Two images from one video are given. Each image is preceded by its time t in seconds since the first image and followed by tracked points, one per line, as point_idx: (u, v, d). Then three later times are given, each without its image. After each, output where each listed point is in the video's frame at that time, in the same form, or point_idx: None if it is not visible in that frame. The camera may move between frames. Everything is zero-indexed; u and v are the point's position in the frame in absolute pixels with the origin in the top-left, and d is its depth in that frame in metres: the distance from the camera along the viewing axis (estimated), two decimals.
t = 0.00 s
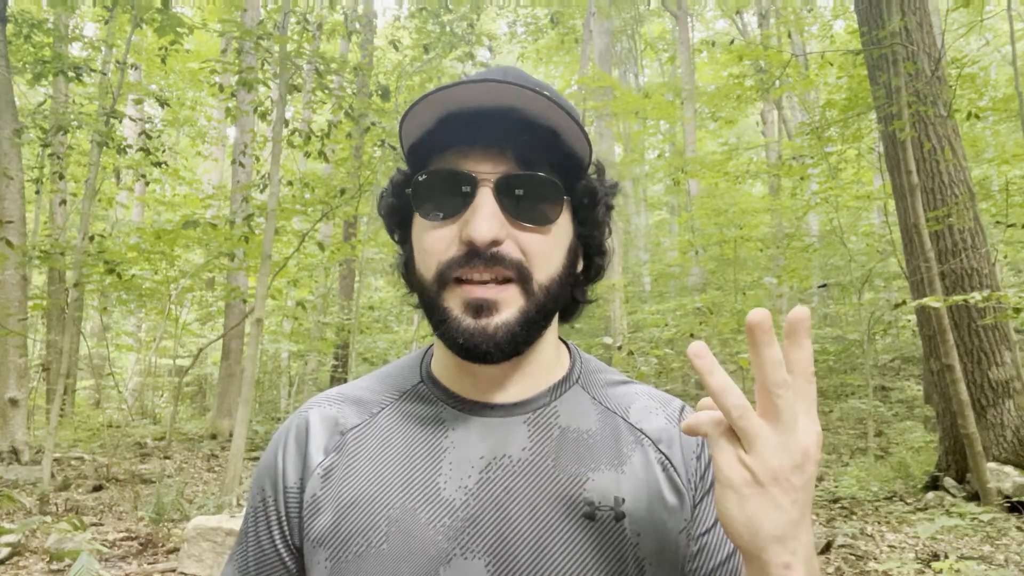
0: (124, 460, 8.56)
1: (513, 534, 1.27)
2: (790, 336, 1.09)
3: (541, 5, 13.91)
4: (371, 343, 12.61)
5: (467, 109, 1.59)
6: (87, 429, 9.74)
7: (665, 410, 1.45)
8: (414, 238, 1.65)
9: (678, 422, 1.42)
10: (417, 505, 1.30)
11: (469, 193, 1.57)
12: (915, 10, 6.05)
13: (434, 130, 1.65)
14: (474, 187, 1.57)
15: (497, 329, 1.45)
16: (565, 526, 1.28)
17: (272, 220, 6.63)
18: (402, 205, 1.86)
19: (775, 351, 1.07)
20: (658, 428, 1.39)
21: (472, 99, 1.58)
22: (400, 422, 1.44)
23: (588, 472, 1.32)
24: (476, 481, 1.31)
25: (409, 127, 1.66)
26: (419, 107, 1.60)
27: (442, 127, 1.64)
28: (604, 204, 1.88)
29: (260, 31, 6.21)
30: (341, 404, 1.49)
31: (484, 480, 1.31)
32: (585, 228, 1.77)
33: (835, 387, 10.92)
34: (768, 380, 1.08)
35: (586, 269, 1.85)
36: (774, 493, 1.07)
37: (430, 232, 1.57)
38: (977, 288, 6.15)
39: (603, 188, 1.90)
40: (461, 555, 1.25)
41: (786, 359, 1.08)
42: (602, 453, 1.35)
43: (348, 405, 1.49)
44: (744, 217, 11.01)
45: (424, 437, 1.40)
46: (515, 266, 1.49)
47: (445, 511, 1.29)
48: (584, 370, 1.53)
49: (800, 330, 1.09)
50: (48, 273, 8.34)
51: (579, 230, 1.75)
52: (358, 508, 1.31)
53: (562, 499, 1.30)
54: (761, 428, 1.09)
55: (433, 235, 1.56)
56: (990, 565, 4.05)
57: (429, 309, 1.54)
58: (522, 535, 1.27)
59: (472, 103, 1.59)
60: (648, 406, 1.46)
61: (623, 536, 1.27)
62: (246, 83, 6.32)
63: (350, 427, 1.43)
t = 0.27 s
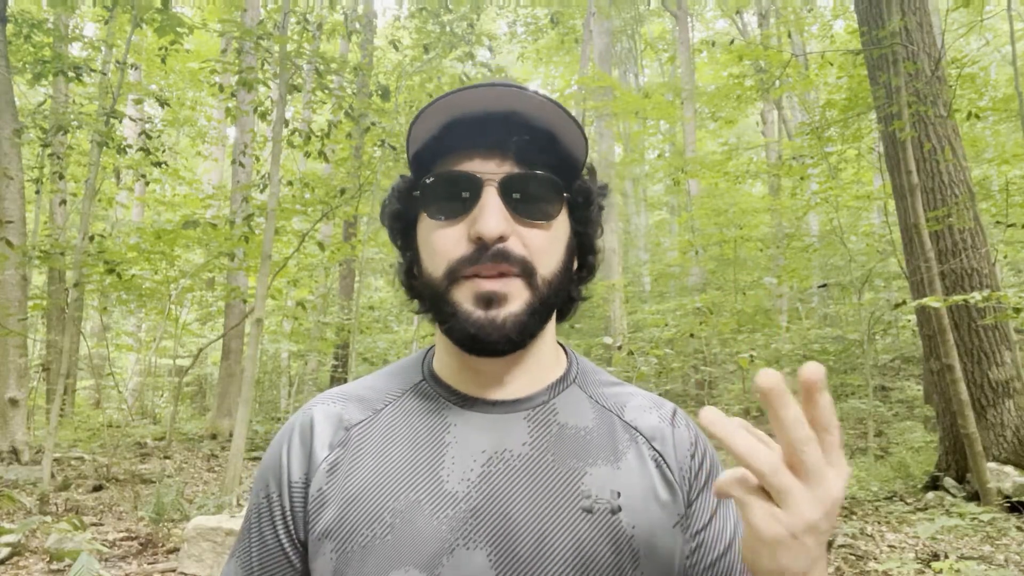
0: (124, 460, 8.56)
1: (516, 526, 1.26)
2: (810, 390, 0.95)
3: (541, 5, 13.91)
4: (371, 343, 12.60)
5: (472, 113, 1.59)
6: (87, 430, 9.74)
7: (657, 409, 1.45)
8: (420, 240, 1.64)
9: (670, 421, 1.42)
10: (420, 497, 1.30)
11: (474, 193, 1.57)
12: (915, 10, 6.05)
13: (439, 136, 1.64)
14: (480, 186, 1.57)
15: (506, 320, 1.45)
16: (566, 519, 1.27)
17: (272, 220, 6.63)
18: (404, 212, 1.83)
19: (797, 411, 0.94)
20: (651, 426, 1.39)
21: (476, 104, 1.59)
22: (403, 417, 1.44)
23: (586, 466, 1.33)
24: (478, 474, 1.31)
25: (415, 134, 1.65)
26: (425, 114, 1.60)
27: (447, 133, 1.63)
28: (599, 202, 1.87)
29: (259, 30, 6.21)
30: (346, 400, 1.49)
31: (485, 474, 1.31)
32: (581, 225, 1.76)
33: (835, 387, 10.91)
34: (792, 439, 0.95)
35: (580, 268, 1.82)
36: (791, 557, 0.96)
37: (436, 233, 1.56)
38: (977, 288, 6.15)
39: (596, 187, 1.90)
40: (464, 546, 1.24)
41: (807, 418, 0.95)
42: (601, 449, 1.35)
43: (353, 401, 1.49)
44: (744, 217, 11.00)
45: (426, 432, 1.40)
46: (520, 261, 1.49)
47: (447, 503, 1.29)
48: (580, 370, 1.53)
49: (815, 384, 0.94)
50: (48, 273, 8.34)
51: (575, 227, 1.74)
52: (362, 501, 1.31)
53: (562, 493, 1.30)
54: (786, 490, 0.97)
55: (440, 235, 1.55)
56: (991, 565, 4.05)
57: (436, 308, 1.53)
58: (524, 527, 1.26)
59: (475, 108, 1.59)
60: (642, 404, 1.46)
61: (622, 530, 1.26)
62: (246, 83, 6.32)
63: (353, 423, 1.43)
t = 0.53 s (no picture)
0: (124, 461, 8.56)
1: (518, 522, 1.27)
2: (716, 291, 1.15)
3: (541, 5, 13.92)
4: (371, 343, 12.60)
5: (479, 117, 1.58)
6: (87, 430, 9.74)
7: (655, 406, 1.44)
8: (425, 243, 1.62)
9: (668, 416, 1.41)
10: (421, 497, 1.30)
11: (481, 195, 1.56)
12: (914, 10, 6.05)
13: (446, 138, 1.62)
14: (487, 188, 1.56)
15: (514, 323, 1.44)
16: (566, 516, 1.28)
17: (272, 220, 6.63)
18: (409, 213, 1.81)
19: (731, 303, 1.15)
20: (648, 422, 1.39)
21: (484, 108, 1.58)
22: (403, 417, 1.44)
23: (586, 464, 1.33)
24: (479, 472, 1.32)
25: (422, 137, 1.63)
26: (435, 117, 1.58)
27: (454, 135, 1.62)
28: (598, 201, 1.87)
29: (260, 31, 6.21)
30: (346, 401, 1.49)
31: (486, 472, 1.31)
32: (582, 228, 1.80)
33: (835, 387, 10.91)
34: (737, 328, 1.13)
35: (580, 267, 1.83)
36: (758, 434, 1.07)
37: (442, 234, 1.55)
38: (977, 288, 6.16)
39: (596, 186, 1.90)
40: (465, 544, 1.25)
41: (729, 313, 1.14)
42: (599, 447, 1.35)
43: (354, 401, 1.49)
44: (744, 217, 11.00)
45: (426, 431, 1.40)
46: (528, 264, 1.49)
47: (448, 502, 1.29)
48: (580, 371, 1.53)
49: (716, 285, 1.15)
50: (48, 273, 8.34)
51: (576, 230, 1.78)
52: (364, 500, 1.31)
53: (562, 490, 1.30)
54: (741, 372, 1.10)
55: (446, 237, 1.54)
56: (991, 565, 4.04)
57: (443, 311, 1.51)
58: (525, 523, 1.27)
59: (485, 112, 1.58)
60: (639, 402, 1.45)
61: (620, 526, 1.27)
62: (246, 83, 6.32)
63: (354, 423, 1.43)
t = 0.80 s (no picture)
0: (124, 460, 8.56)
1: (517, 530, 1.27)
2: (703, 275, 1.19)
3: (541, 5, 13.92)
4: (371, 343, 12.60)
5: (467, 107, 1.60)
6: (87, 430, 9.74)
7: (660, 405, 1.44)
8: (417, 240, 1.63)
9: (674, 416, 1.41)
10: (418, 504, 1.31)
11: (472, 192, 1.56)
12: (914, 10, 6.05)
13: (435, 129, 1.64)
14: (477, 185, 1.56)
15: (500, 330, 1.44)
16: (566, 522, 1.28)
17: (272, 220, 6.63)
18: (401, 207, 1.84)
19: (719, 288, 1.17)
20: (653, 424, 1.39)
21: (472, 97, 1.59)
22: (399, 420, 1.44)
23: (587, 468, 1.33)
24: (477, 478, 1.32)
25: (409, 127, 1.65)
26: (422, 106, 1.60)
27: (442, 127, 1.63)
28: (602, 200, 1.87)
29: (260, 30, 6.21)
30: (342, 403, 1.49)
31: (484, 479, 1.32)
32: (586, 226, 1.78)
33: (835, 387, 10.92)
34: (721, 314, 1.15)
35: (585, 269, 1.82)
36: (738, 413, 1.09)
37: (432, 232, 1.56)
38: (977, 288, 6.15)
39: (600, 185, 1.90)
40: (463, 553, 1.25)
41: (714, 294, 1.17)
42: (601, 451, 1.36)
43: (349, 403, 1.49)
44: (744, 217, 10.99)
45: (425, 435, 1.40)
46: (518, 267, 1.48)
47: (445, 509, 1.29)
48: (581, 370, 1.53)
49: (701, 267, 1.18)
50: (48, 273, 8.34)
51: (580, 228, 1.76)
52: (360, 506, 1.31)
53: (563, 495, 1.30)
54: (723, 356, 1.13)
55: (436, 236, 1.55)
56: (991, 565, 4.04)
57: (434, 310, 1.52)
58: (523, 530, 1.27)
59: (473, 102, 1.60)
60: (643, 402, 1.45)
61: (624, 532, 1.27)
62: (246, 83, 6.32)
63: (350, 426, 1.43)
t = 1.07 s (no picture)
0: (124, 460, 8.56)
1: (511, 544, 1.27)
2: (798, 352, 1.05)
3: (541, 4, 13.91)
4: (371, 343, 12.59)
5: (459, 103, 1.59)
6: (87, 430, 9.73)
7: (663, 408, 1.46)
8: (406, 242, 1.63)
9: (677, 420, 1.43)
10: (412, 517, 1.30)
11: (463, 195, 1.56)
12: (914, 10, 6.05)
13: (425, 123, 1.64)
14: (468, 188, 1.56)
15: (492, 338, 1.44)
16: (566, 535, 1.28)
17: (272, 220, 6.63)
18: (390, 204, 1.86)
19: (810, 370, 1.05)
20: (658, 429, 1.40)
21: (464, 92, 1.59)
22: (391, 427, 1.43)
23: (588, 477, 1.33)
24: (472, 489, 1.32)
25: (398, 121, 1.66)
26: (411, 100, 1.61)
27: (433, 122, 1.63)
28: (604, 201, 1.88)
29: (260, 31, 6.21)
30: (332, 409, 1.49)
31: (480, 490, 1.31)
32: (587, 225, 1.79)
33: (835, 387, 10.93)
34: (799, 401, 1.06)
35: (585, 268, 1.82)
36: (798, 513, 1.07)
37: (422, 236, 1.56)
38: (977, 288, 6.16)
39: (602, 186, 1.91)
40: (457, 567, 1.25)
41: (818, 376, 1.06)
42: (602, 458, 1.35)
43: (340, 408, 1.49)
44: (744, 217, 11.00)
45: (421, 443, 1.40)
46: (511, 273, 1.48)
47: (439, 523, 1.29)
48: (579, 371, 1.53)
49: (825, 340, 1.07)
50: (48, 273, 8.33)
51: (581, 228, 1.76)
52: (351, 517, 1.31)
53: (563, 507, 1.30)
54: (789, 450, 1.08)
55: (426, 240, 1.55)
56: (991, 565, 4.04)
57: (424, 317, 1.53)
58: (519, 544, 1.27)
59: (464, 97, 1.60)
60: (646, 405, 1.46)
61: (626, 544, 1.27)
62: (246, 83, 6.32)
63: (340, 432, 1.43)
